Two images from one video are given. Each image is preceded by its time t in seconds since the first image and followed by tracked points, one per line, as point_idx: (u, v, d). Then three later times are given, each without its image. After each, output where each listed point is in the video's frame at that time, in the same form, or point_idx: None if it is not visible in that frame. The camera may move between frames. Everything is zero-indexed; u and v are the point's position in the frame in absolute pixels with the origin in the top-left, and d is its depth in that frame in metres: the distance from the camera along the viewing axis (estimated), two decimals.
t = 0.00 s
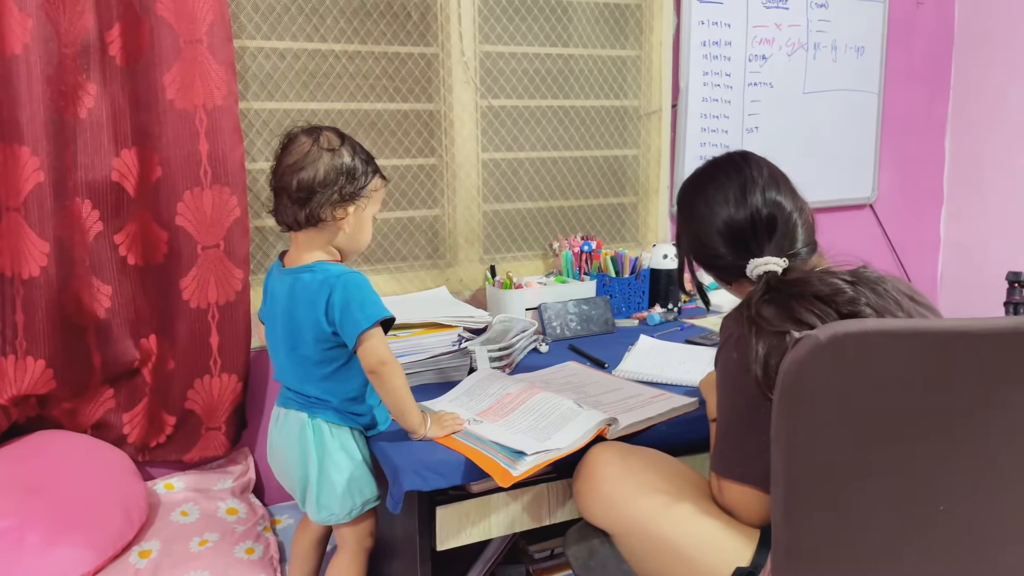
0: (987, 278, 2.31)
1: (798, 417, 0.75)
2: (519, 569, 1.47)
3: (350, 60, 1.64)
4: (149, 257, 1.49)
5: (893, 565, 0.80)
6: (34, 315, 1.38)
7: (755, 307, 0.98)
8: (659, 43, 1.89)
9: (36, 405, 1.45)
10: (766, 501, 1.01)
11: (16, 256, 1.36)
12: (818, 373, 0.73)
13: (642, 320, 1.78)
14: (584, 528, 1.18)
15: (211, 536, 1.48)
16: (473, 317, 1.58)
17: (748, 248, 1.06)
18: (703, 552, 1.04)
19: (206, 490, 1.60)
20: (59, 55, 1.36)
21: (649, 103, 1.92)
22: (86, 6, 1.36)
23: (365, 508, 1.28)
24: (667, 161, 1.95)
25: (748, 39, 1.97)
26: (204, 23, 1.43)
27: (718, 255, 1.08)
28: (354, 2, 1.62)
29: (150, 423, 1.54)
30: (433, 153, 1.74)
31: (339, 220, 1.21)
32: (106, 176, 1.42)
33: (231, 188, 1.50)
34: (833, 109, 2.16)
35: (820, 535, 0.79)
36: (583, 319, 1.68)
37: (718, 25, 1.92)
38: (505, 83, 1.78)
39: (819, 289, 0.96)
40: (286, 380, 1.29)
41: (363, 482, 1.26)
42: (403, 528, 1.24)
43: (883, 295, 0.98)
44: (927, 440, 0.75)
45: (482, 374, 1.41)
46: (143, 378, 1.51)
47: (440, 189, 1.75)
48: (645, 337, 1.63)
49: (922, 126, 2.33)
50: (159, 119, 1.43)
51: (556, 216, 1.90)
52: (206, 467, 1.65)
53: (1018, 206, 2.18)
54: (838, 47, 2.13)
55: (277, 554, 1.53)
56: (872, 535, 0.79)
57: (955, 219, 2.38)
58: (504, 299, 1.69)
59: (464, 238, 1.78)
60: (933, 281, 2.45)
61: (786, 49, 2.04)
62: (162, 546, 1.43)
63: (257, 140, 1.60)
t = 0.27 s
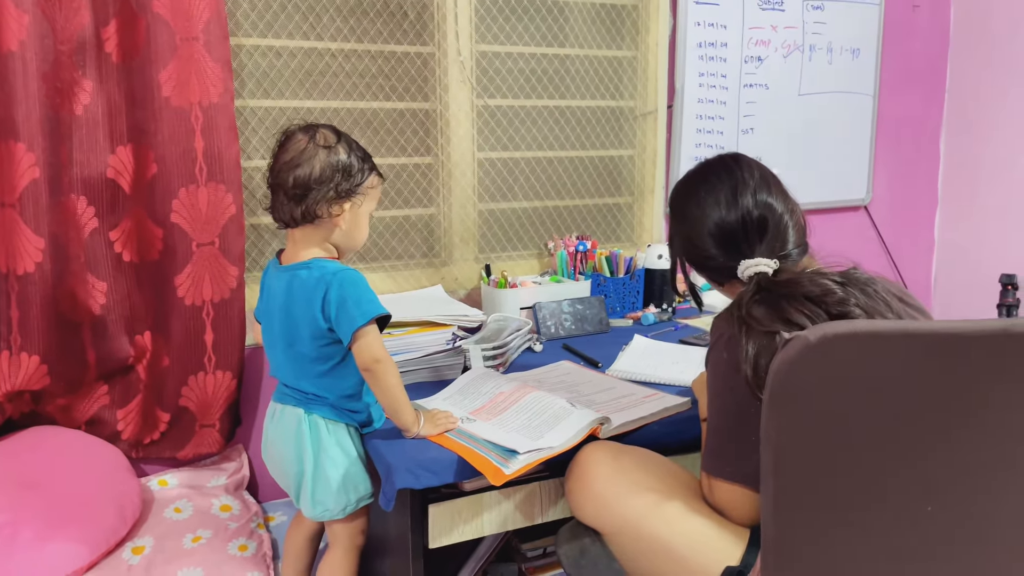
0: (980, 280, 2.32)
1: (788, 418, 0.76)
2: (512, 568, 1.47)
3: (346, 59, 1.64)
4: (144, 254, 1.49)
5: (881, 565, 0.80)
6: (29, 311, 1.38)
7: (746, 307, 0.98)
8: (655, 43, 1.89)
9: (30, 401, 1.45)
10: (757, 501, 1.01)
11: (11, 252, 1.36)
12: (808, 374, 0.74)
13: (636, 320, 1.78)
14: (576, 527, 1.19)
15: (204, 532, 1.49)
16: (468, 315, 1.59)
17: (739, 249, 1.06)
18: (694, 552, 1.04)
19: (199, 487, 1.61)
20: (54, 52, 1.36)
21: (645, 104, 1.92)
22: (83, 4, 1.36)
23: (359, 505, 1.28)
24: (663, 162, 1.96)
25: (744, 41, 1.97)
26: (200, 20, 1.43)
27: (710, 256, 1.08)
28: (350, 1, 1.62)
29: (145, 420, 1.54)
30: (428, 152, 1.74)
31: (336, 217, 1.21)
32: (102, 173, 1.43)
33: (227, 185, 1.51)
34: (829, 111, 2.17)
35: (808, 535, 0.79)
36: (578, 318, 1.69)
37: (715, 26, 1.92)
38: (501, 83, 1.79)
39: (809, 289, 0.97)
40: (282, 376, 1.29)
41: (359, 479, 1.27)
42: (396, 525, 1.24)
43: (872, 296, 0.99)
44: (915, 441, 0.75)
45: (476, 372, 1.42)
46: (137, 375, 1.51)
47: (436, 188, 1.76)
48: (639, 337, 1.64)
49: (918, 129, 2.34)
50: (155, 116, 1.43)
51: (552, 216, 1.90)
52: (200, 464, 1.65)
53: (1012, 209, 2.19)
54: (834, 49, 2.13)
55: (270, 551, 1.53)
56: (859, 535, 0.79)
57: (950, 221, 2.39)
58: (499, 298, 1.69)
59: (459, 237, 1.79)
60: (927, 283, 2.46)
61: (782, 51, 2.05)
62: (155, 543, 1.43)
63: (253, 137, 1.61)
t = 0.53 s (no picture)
0: (977, 282, 2.32)
1: (786, 420, 0.75)
2: (509, 568, 1.47)
3: (345, 58, 1.64)
4: (141, 252, 1.49)
5: (878, 567, 0.81)
6: (26, 309, 1.37)
7: (742, 309, 0.99)
8: (654, 44, 1.89)
9: (27, 399, 1.44)
10: (754, 503, 1.01)
11: (8, 249, 1.36)
12: (806, 376, 0.73)
13: (634, 320, 1.78)
14: (573, 527, 1.19)
15: (201, 531, 1.49)
16: (466, 315, 1.59)
17: (736, 252, 1.06)
18: (694, 554, 1.05)
19: (197, 485, 1.60)
20: (53, 49, 1.36)
21: (644, 104, 1.92)
22: (82, 1, 1.36)
23: (352, 504, 1.28)
24: (662, 162, 1.96)
25: (743, 42, 1.98)
26: (199, 19, 1.43)
27: (708, 258, 1.08)
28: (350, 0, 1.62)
29: (142, 418, 1.54)
30: (427, 152, 1.74)
31: (336, 213, 1.21)
32: (100, 171, 1.42)
33: (225, 184, 1.50)
34: (828, 112, 2.17)
35: (806, 536, 0.80)
36: (576, 319, 1.69)
37: (714, 27, 1.92)
38: (500, 83, 1.79)
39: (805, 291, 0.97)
40: (280, 373, 1.29)
41: (353, 479, 1.27)
42: (393, 524, 1.24)
43: (868, 298, 0.99)
44: (913, 443, 0.75)
45: (474, 373, 1.42)
46: (135, 373, 1.50)
47: (435, 188, 1.76)
48: (637, 338, 1.64)
49: (917, 131, 2.34)
50: (154, 114, 1.43)
51: (550, 216, 1.90)
52: (197, 462, 1.65)
53: (1009, 212, 2.19)
54: (833, 51, 2.14)
55: (267, 550, 1.53)
56: (857, 537, 0.79)
57: (947, 223, 2.39)
58: (497, 298, 1.69)
59: (458, 237, 1.79)
60: (924, 285, 2.46)
61: (781, 52, 2.05)
62: (152, 541, 1.43)
63: (251, 136, 1.60)
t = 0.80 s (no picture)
0: (978, 278, 2.32)
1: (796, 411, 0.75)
2: (511, 563, 1.46)
3: (348, 49, 1.63)
4: (142, 244, 1.48)
5: (887, 560, 0.80)
6: (26, 301, 1.36)
7: (747, 302, 0.98)
8: (657, 38, 1.88)
9: (26, 391, 1.43)
10: (760, 496, 1.01)
11: (7, 240, 1.34)
12: (817, 368, 0.73)
13: (637, 315, 1.78)
14: (576, 521, 1.20)
15: (202, 525, 1.48)
16: (468, 309, 1.58)
17: (741, 246, 1.06)
18: (699, 549, 1.04)
19: (197, 479, 1.59)
20: (53, 38, 1.34)
21: (646, 99, 1.92)
22: None
23: (357, 497, 1.28)
24: (665, 157, 1.95)
25: (746, 36, 1.97)
26: (201, 8, 1.42)
27: (713, 253, 1.07)
28: None
29: (142, 411, 1.53)
30: (430, 144, 1.73)
31: (347, 207, 1.21)
32: (101, 161, 1.41)
33: (226, 176, 1.49)
34: (830, 107, 2.17)
35: (816, 528, 0.79)
36: (578, 313, 1.68)
37: (717, 21, 1.91)
38: (503, 75, 1.78)
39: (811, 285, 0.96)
40: (287, 363, 1.29)
41: (358, 472, 1.26)
42: (396, 517, 1.24)
43: (875, 291, 0.99)
44: (923, 436, 0.75)
45: (477, 366, 1.41)
46: (134, 366, 1.49)
47: (437, 181, 1.75)
48: (640, 332, 1.63)
49: (918, 126, 2.34)
50: (155, 104, 1.42)
51: (552, 210, 1.89)
52: (197, 456, 1.64)
53: (1010, 208, 2.19)
54: (836, 45, 2.13)
55: (268, 544, 1.52)
56: (866, 530, 0.79)
57: (949, 219, 2.39)
58: (500, 292, 1.68)
59: (460, 230, 1.78)
60: (925, 281, 2.46)
61: (784, 47, 2.04)
62: (153, 535, 1.42)
63: (253, 128, 1.59)
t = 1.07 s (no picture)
0: (972, 274, 2.33)
1: (795, 404, 0.74)
2: (507, 558, 1.46)
3: (342, 42, 1.62)
4: (134, 238, 1.46)
5: (885, 555, 0.80)
6: (15, 295, 1.35)
7: (746, 298, 0.98)
8: (653, 32, 1.87)
9: (16, 387, 1.42)
10: (757, 491, 1.00)
11: None
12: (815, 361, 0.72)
13: (632, 310, 1.77)
14: (572, 517, 1.15)
15: (194, 521, 1.46)
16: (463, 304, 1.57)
17: (739, 240, 1.05)
18: (695, 544, 1.03)
19: (189, 475, 1.58)
20: (43, 29, 1.33)
21: (642, 93, 1.91)
22: None
23: (348, 490, 1.27)
24: (660, 152, 1.94)
25: (742, 31, 1.96)
26: None
27: (711, 247, 1.07)
28: None
29: (134, 407, 1.51)
30: (424, 138, 1.73)
31: (352, 199, 1.22)
32: (91, 155, 1.39)
33: (218, 169, 1.48)
34: (825, 103, 2.16)
35: (815, 522, 0.79)
36: (574, 308, 1.68)
37: (713, 16, 1.90)
38: (498, 69, 1.77)
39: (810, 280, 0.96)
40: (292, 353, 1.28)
41: (350, 465, 1.24)
42: (391, 513, 1.23)
43: (874, 286, 0.98)
44: (923, 430, 0.74)
45: (472, 361, 1.40)
46: (125, 362, 1.48)
47: (432, 175, 1.74)
48: (635, 327, 1.63)
49: (913, 122, 2.34)
50: (147, 96, 1.41)
51: (547, 205, 1.88)
52: (189, 452, 1.63)
53: (1005, 204, 2.19)
54: (831, 40, 2.13)
55: (261, 541, 1.51)
56: (864, 525, 0.78)
57: (943, 215, 2.39)
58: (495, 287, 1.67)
59: (455, 225, 1.77)
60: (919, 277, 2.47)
61: (780, 42, 2.04)
62: (144, 531, 1.41)
63: (246, 121, 1.58)
